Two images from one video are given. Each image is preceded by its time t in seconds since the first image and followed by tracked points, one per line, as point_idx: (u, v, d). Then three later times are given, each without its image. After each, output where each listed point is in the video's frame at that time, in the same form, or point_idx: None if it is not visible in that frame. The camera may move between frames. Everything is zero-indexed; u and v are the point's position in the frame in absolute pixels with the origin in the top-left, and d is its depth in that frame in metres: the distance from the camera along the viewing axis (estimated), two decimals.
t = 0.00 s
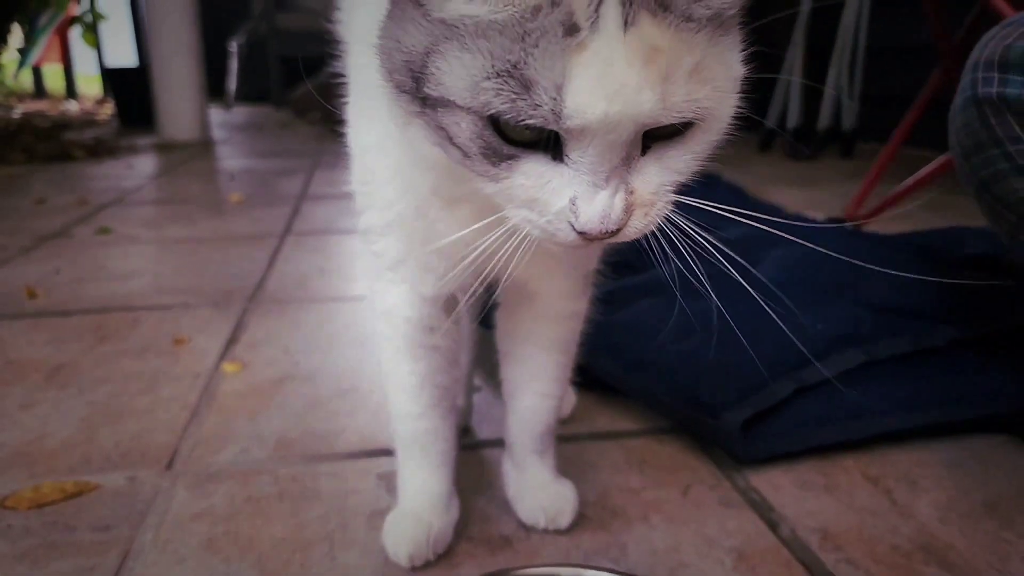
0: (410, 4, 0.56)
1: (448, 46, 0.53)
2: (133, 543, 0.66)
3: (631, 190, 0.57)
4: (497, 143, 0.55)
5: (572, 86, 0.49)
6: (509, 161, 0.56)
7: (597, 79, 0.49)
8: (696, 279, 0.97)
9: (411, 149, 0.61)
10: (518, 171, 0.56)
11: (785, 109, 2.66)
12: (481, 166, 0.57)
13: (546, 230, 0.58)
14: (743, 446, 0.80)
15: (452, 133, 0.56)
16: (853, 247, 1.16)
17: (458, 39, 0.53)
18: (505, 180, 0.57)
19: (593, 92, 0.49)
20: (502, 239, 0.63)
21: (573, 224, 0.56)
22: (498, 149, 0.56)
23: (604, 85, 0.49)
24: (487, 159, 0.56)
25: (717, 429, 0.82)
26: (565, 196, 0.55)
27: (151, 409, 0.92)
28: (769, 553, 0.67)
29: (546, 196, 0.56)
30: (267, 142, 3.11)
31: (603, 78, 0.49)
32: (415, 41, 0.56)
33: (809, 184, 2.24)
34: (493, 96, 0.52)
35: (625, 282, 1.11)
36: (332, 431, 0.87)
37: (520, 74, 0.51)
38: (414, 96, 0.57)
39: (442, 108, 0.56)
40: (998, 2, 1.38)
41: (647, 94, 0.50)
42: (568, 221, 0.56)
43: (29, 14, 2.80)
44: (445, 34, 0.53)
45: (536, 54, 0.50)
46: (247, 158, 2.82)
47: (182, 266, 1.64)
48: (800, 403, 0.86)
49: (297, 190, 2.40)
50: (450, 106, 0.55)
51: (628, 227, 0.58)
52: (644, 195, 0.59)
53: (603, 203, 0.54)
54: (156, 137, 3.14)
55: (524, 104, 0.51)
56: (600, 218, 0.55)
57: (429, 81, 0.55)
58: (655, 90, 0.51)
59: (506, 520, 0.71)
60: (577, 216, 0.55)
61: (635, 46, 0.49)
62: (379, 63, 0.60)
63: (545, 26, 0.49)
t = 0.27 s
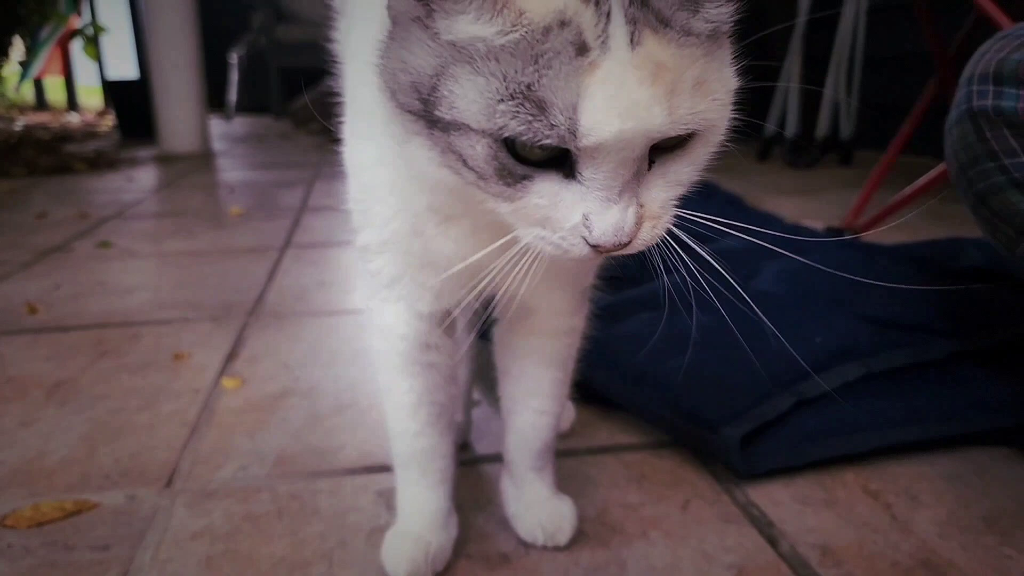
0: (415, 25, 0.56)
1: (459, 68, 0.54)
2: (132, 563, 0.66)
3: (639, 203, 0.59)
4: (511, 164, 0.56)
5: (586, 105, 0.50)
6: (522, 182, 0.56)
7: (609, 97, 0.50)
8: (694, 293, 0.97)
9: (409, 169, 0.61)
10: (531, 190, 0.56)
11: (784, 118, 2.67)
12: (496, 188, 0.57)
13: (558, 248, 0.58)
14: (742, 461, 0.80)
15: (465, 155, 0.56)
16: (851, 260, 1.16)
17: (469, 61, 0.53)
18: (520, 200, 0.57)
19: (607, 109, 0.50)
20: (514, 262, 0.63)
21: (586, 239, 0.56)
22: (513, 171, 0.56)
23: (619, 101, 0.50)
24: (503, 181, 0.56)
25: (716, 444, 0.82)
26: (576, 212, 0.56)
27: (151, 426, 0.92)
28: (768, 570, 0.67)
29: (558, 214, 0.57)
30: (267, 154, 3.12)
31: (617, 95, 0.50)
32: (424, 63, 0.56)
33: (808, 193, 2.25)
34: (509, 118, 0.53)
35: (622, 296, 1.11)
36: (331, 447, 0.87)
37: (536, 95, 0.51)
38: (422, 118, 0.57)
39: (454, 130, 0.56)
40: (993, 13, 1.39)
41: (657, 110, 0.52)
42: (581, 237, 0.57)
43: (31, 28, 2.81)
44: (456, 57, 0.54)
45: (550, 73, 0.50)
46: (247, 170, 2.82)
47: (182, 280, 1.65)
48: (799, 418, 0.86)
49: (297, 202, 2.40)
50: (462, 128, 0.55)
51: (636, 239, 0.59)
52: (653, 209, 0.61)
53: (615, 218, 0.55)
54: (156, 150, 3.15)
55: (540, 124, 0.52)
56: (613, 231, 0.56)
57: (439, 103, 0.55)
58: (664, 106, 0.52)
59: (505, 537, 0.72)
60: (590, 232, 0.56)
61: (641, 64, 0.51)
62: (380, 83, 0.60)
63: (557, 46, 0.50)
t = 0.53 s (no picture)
0: (424, 38, 0.56)
1: (473, 82, 0.54)
2: (130, 571, 0.66)
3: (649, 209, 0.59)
4: (527, 177, 0.56)
5: (602, 116, 0.51)
6: (535, 196, 0.57)
7: (623, 106, 0.51)
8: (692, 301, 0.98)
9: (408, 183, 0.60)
10: (544, 204, 0.57)
11: (784, 125, 2.67)
12: (512, 202, 0.57)
13: (572, 257, 0.58)
14: (741, 472, 0.80)
15: (479, 170, 0.56)
16: (850, 270, 1.16)
17: (483, 75, 0.53)
18: (535, 213, 0.57)
19: (622, 119, 0.51)
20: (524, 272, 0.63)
21: (600, 246, 0.57)
22: (528, 184, 0.56)
23: (634, 111, 0.51)
24: (519, 194, 0.57)
25: (715, 454, 0.82)
26: (588, 221, 0.56)
27: (150, 433, 0.92)
28: None
29: (570, 224, 0.57)
30: (268, 158, 3.12)
31: (631, 104, 0.51)
32: (435, 77, 0.56)
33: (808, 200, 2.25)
34: (525, 131, 0.53)
35: (621, 305, 1.11)
36: (330, 454, 0.87)
37: (552, 107, 0.52)
38: (433, 132, 0.57)
39: (467, 145, 0.56)
40: (993, 22, 1.39)
41: (669, 117, 0.53)
42: (595, 244, 0.57)
43: (34, 31, 2.82)
44: (469, 70, 0.54)
45: (565, 85, 0.51)
46: (247, 175, 2.83)
47: (181, 286, 1.65)
48: (798, 428, 0.86)
49: (298, 207, 2.40)
50: (475, 143, 0.55)
51: (647, 243, 0.60)
52: (663, 215, 0.63)
53: (628, 224, 0.56)
54: (157, 153, 3.15)
55: (557, 135, 0.52)
56: (627, 236, 0.56)
57: (452, 118, 0.55)
58: (673, 113, 0.53)
59: (504, 547, 0.72)
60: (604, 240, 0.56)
61: (650, 74, 0.52)
62: (385, 96, 0.60)
63: (570, 58, 0.51)
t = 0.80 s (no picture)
0: (430, 50, 0.56)
1: (483, 94, 0.54)
2: None
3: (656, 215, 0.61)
4: (539, 188, 0.57)
5: (612, 125, 0.52)
6: (548, 207, 0.57)
7: (633, 116, 0.52)
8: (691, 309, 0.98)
9: (407, 196, 0.60)
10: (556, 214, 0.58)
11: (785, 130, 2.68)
12: (524, 213, 0.58)
13: (579, 268, 0.59)
14: (740, 482, 0.80)
15: (489, 182, 0.57)
16: (850, 277, 1.16)
17: (493, 87, 0.54)
18: (545, 224, 0.58)
19: (632, 129, 0.52)
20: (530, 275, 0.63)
21: (611, 254, 0.58)
22: (540, 195, 0.57)
23: (644, 121, 0.52)
24: (531, 207, 0.57)
25: (714, 464, 0.82)
26: (597, 230, 0.57)
27: (149, 440, 0.92)
28: None
29: (579, 235, 0.58)
30: (269, 161, 3.12)
31: (641, 114, 0.52)
32: (443, 89, 0.56)
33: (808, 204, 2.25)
34: (537, 141, 0.54)
35: (620, 313, 1.11)
36: (329, 462, 0.87)
37: (564, 117, 0.52)
38: (442, 145, 0.57)
39: (478, 158, 0.56)
40: (994, 28, 1.39)
41: (677, 125, 0.54)
42: (605, 253, 0.58)
43: (35, 33, 2.82)
44: (478, 82, 0.54)
45: (576, 95, 0.52)
46: (248, 178, 2.83)
47: (181, 291, 1.65)
48: (798, 438, 0.86)
49: (299, 211, 2.40)
50: (486, 156, 0.56)
51: (654, 251, 0.61)
52: (667, 223, 0.64)
53: (638, 231, 0.57)
54: (158, 157, 3.16)
55: (569, 145, 0.53)
56: (637, 242, 0.57)
57: (462, 131, 0.55)
58: (681, 121, 0.54)
59: (502, 557, 0.72)
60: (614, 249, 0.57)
61: (657, 81, 0.53)
62: (389, 108, 0.59)
63: (580, 67, 0.52)
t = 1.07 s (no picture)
0: (430, 63, 0.55)
1: (485, 107, 0.54)
2: None
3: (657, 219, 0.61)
4: (543, 198, 0.56)
5: (615, 135, 0.52)
6: (553, 215, 0.57)
7: (636, 126, 0.52)
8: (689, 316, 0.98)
9: (404, 208, 0.60)
10: (562, 222, 0.57)
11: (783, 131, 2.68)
12: (529, 222, 0.57)
13: (582, 275, 0.59)
14: (739, 489, 0.80)
15: (494, 194, 0.56)
16: (849, 281, 1.16)
17: (496, 99, 0.53)
18: (550, 233, 0.58)
19: (636, 139, 0.52)
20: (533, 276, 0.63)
21: (615, 260, 0.58)
22: (545, 205, 0.57)
23: (647, 131, 0.53)
24: (536, 216, 0.57)
25: (713, 471, 0.82)
26: (601, 237, 0.58)
27: (149, 450, 0.92)
28: None
29: (582, 244, 0.58)
30: (269, 166, 3.13)
31: (645, 124, 0.53)
32: (444, 103, 0.55)
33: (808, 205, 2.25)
34: (542, 152, 0.53)
35: (618, 320, 1.12)
36: (329, 472, 0.88)
37: (568, 126, 0.52)
38: (444, 159, 0.56)
39: (482, 170, 0.56)
40: (993, 30, 1.39)
41: (679, 134, 0.55)
42: (609, 258, 0.58)
43: (34, 39, 2.82)
44: (481, 95, 0.54)
45: (580, 105, 0.52)
46: (248, 184, 2.83)
47: (182, 298, 1.65)
48: (796, 444, 0.86)
49: (299, 216, 2.40)
50: (491, 168, 0.55)
51: (657, 254, 0.62)
52: (667, 227, 0.65)
53: (641, 236, 0.58)
54: (157, 162, 3.16)
55: (574, 155, 0.53)
56: (640, 248, 0.58)
57: (465, 144, 0.55)
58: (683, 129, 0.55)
59: (501, 566, 0.72)
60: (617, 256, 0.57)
61: (658, 89, 0.54)
62: (388, 121, 0.59)
63: (582, 77, 0.52)
